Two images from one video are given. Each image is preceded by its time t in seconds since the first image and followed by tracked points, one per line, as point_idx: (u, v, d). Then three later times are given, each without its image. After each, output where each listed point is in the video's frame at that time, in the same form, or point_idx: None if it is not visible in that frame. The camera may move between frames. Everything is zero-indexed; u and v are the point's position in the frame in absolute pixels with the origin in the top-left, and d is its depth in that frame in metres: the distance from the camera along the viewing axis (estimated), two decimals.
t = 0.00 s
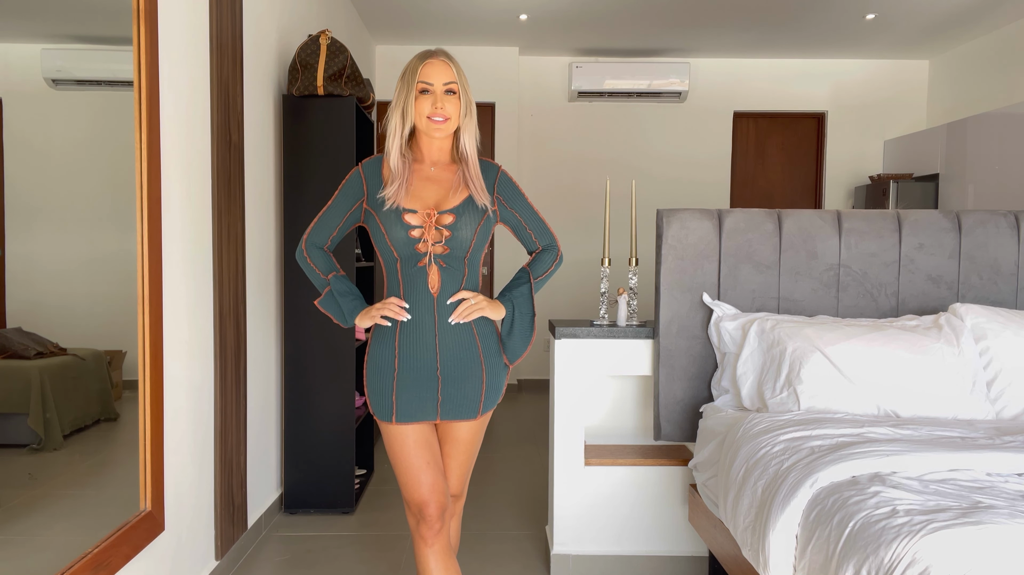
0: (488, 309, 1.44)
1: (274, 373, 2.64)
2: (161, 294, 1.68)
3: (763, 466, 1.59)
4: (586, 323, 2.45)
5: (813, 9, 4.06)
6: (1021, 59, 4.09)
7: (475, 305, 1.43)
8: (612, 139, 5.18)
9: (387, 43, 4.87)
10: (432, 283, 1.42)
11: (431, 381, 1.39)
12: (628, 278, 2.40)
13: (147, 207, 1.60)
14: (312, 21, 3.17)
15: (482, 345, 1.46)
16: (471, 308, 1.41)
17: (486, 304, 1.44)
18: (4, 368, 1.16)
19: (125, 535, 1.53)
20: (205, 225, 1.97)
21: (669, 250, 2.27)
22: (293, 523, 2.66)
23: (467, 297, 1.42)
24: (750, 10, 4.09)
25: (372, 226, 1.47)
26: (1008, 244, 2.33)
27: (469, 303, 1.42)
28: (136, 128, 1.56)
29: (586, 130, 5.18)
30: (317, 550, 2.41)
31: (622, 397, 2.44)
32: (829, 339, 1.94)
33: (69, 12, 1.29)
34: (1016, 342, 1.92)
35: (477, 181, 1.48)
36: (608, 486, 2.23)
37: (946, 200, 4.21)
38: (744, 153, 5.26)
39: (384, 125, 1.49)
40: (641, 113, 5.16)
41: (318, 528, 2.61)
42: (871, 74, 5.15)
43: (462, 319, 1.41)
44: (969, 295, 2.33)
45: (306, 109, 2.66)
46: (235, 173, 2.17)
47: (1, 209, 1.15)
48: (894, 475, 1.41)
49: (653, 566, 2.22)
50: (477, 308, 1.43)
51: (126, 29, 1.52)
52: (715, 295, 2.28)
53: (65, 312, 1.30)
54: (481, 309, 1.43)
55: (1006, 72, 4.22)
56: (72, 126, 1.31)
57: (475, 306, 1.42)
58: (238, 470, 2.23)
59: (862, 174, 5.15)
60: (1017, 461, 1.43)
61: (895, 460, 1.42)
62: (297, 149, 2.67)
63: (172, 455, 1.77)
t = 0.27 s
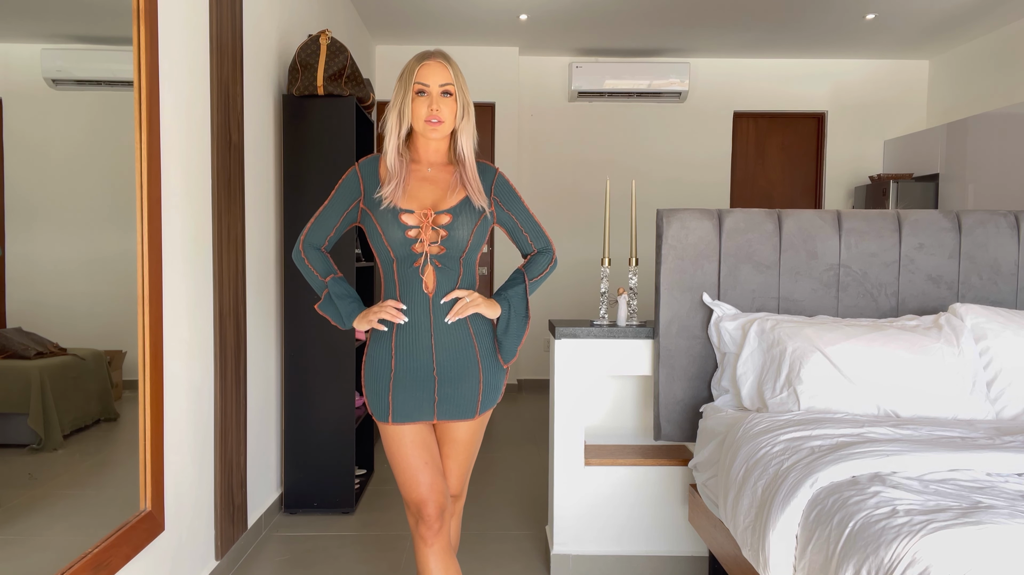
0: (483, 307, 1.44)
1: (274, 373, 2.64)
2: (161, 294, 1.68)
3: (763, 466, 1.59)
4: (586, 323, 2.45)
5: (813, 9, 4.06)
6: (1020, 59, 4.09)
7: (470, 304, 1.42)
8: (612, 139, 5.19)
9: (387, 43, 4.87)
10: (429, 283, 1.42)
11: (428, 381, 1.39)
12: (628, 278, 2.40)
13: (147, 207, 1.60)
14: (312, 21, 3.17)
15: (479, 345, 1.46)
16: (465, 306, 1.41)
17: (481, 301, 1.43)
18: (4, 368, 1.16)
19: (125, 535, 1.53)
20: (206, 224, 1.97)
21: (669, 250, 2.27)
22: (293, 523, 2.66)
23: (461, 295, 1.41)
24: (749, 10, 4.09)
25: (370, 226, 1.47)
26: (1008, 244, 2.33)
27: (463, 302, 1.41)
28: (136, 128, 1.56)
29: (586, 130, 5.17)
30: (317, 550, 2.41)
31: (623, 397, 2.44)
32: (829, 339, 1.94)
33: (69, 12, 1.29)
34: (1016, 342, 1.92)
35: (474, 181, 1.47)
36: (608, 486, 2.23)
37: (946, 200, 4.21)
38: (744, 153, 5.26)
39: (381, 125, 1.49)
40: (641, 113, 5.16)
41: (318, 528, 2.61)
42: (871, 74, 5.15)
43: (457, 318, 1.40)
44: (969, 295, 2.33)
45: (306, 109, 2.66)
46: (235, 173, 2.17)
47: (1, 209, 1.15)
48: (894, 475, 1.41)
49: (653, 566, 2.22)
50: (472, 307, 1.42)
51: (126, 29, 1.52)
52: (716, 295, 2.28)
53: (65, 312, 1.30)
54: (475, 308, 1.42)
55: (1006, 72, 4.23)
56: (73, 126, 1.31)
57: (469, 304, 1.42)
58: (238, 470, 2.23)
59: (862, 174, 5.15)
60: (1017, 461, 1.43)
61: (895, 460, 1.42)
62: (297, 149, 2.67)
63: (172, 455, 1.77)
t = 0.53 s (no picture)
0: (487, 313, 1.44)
1: (274, 373, 2.64)
2: (161, 294, 1.68)
3: (763, 466, 1.59)
4: (586, 323, 2.45)
5: (812, 10, 4.06)
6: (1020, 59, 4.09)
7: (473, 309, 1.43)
8: (612, 139, 5.18)
9: (387, 43, 4.87)
10: (430, 282, 1.42)
11: (427, 380, 1.39)
12: (628, 278, 2.40)
13: (147, 207, 1.60)
14: (312, 21, 3.17)
15: (479, 344, 1.46)
16: (469, 312, 1.41)
17: (484, 307, 1.43)
18: (4, 368, 1.16)
19: (125, 535, 1.53)
20: (206, 224, 1.97)
21: (669, 250, 2.27)
22: (293, 523, 2.66)
23: (465, 299, 1.42)
24: (749, 10, 4.09)
25: (371, 225, 1.48)
26: (1008, 244, 2.33)
27: (467, 307, 1.41)
28: (136, 128, 1.56)
29: (586, 130, 5.17)
30: (317, 550, 2.41)
31: (623, 397, 2.44)
32: (829, 339, 1.94)
33: (69, 12, 1.29)
34: (1016, 342, 1.92)
35: (473, 179, 1.46)
36: (608, 486, 2.23)
37: (946, 200, 4.21)
38: (744, 154, 5.26)
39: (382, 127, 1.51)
40: (641, 113, 5.16)
41: (318, 528, 2.61)
42: (871, 74, 5.15)
43: (459, 322, 1.41)
44: (969, 295, 2.33)
45: (306, 109, 2.66)
46: (235, 173, 2.17)
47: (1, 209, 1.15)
48: (894, 475, 1.40)
49: (653, 566, 2.22)
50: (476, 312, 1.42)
51: (126, 29, 1.52)
52: (715, 295, 2.28)
53: (65, 312, 1.30)
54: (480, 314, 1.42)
55: (1006, 72, 4.23)
56: (73, 126, 1.31)
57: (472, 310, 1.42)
58: (238, 470, 2.23)
59: (862, 174, 5.15)
60: (1017, 461, 1.43)
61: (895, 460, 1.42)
62: (297, 149, 2.67)
63: (172, 455, 1.77)
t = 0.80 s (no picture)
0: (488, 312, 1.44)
1: (274, 373, 2.64)
2: (161, 293, 1.68)
3: (763, 467, 1.59)
4: (586, 323, 2.45)
5: (812, 9, 4.06)
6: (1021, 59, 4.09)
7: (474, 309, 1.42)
8: (612, 139, 5.18)
9: (387, 43, 4.87)
10: (430, 281, 1.42)
11: (427, 380, 1.39)
12: (628, 278, 2.40)
13: (147, 208, 1.60)
14: (312, 21, 3.18)
15: (480, 344, 1.46)
16: (471, 310, 1.41)
17: (485, 306, 1.43)
18: (4, 368, 1.16)
19: (125, 535, 1.53)
20: (206, 224, 1.97)
21: (669, 250, 2.27)
22: (293, 523, 2.66)
23: (466, 298, 1.42)
24: (749, 10, 4.08)
25: (371, 225, 1.48)
26: (1008, 244, 2.33)
27: (470, 307, 1.41)
28: (136, 128, 1.56)
29: (586, 130, 5.17)
30: (317, 551, 2.41)
31: (623, 397, 2.44)
32: (829, 339, 1.94)
33: (69, 12, 1.29)
34: (1016, 342, 1.92)
35: (473, 180, 1.46)
36: (608, 486, 2.23)
37: (946, 200, 4.21)
38: (744, 154, 5.26)
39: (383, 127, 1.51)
40: (641, 113, 5.15)
41: (318, 527, 2.61)
42: (871, 74, 5.15)
43: (460, 322, 1.41)
44: (969, 295, 2.33)
45: (306, 109, 2.66)
46: (235, 173, 2.17)
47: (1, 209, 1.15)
48: (894, 475, 1.40)
49: (653, 566, 2.22)
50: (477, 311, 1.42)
51: (126, 29, 1.52)
52: (715, 295, 2.28)
53: (65, 312, 1.30)
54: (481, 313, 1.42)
55: (1006, 72, 4.23)
56: (73, 127, 1.31)
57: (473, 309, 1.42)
58: (238, 470, 2.23)
59: (862, 174, 5.15)
60: (1017, 461, 1.43)
61: (895, 460, 1.42)
62: (297, 149, 2.67)
63: (172, 455, 1.77)
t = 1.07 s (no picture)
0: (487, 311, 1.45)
1: (274, 373, 2.64)
2: (161, 294, 1.68)
3: (763, 467, 1.59)
4: (586, 323, 2.45)
5: (812, 9, 4.06)
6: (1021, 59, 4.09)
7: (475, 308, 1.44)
8: (612, 139, 5.18)
9: (387, 43, 4.87)
10: (430, 282, 1.42)
11: (428, 380, 1.39)
12: (628, 278, 2.40)
13: (147, 208, 1.60)
14: (312, 21, 3.17)
15: (480, 345, 1.46)
16: (471, 309, 1.42)
17: (484, 305, 1.44)
18: (4, 368, 1.16)
19: (125, 535, 1.53)
20: (205, 224, 1.97)
21: (669, 250, 2.27)
22: (293, 523, 2.66)
23: (465, 297, 1.42)
24: (749, 10, 4.08)
25: (370, 223, 1.47)
26: (1008, 244, 2.33)
27: (470, 304, 1.42)
28: (136, 128, 1.56)
29: (586, 130, 5.17)
30: (317, 550, 2.41)
31: (623, 397, 2.44)
32: (829, 339, 1.94)
33: (69, 13, 1.29)
34: (1016, 342, 1.92)
35: (476, 181, 1.47)
36: (608, 486, 2.23)
37: (946, 200, 4.21)
38: (744, 153, 5.26)
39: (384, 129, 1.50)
40: (641, 113, 5.15)
41: (318, 527, 2.61)
42: (871, 74, 5.15)
43: (460, 320, 1.41)
44: (969, 295, 2.33)
45: (306, 109, 2.66)
46: (235, 172, 2.17)
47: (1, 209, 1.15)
48: (894, 475, 1.40)
49: (653, 566, 2.22)
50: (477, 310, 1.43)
51: (126, 29, 1.52)
52: (715, 295, 2.28)
53: (64, 312, 1.30)
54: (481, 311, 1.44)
55: (1006, 72, 4.23)
56: (73, 127, 1.31)
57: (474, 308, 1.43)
58: (238, 470, 2.23)
59: (862, 174, 5.15)
60: (1017, 461, 1.43)
61: (895, 460, 1.42)
62: (297, 149, 2.67)
63: (172, 455, 1.77)
